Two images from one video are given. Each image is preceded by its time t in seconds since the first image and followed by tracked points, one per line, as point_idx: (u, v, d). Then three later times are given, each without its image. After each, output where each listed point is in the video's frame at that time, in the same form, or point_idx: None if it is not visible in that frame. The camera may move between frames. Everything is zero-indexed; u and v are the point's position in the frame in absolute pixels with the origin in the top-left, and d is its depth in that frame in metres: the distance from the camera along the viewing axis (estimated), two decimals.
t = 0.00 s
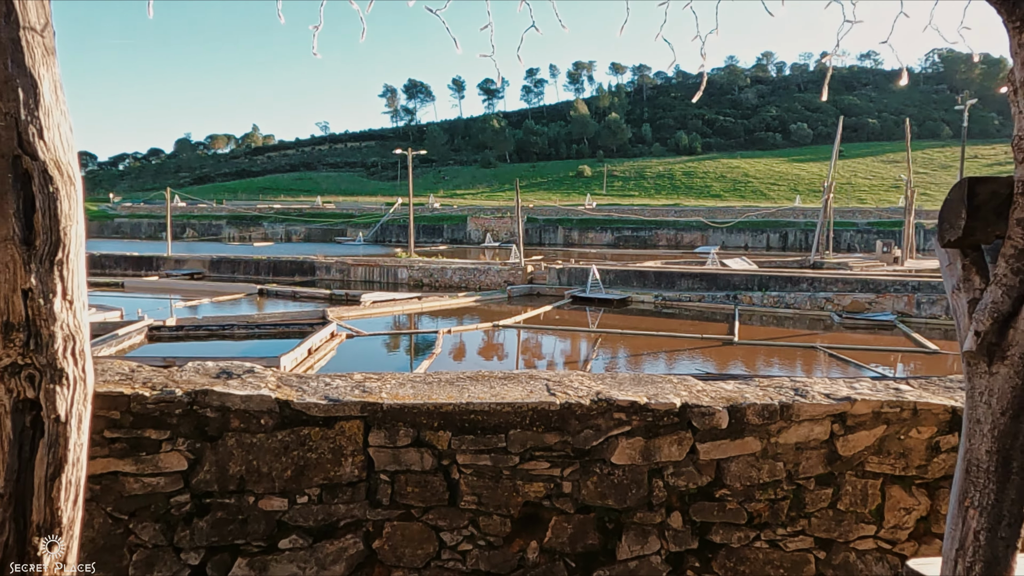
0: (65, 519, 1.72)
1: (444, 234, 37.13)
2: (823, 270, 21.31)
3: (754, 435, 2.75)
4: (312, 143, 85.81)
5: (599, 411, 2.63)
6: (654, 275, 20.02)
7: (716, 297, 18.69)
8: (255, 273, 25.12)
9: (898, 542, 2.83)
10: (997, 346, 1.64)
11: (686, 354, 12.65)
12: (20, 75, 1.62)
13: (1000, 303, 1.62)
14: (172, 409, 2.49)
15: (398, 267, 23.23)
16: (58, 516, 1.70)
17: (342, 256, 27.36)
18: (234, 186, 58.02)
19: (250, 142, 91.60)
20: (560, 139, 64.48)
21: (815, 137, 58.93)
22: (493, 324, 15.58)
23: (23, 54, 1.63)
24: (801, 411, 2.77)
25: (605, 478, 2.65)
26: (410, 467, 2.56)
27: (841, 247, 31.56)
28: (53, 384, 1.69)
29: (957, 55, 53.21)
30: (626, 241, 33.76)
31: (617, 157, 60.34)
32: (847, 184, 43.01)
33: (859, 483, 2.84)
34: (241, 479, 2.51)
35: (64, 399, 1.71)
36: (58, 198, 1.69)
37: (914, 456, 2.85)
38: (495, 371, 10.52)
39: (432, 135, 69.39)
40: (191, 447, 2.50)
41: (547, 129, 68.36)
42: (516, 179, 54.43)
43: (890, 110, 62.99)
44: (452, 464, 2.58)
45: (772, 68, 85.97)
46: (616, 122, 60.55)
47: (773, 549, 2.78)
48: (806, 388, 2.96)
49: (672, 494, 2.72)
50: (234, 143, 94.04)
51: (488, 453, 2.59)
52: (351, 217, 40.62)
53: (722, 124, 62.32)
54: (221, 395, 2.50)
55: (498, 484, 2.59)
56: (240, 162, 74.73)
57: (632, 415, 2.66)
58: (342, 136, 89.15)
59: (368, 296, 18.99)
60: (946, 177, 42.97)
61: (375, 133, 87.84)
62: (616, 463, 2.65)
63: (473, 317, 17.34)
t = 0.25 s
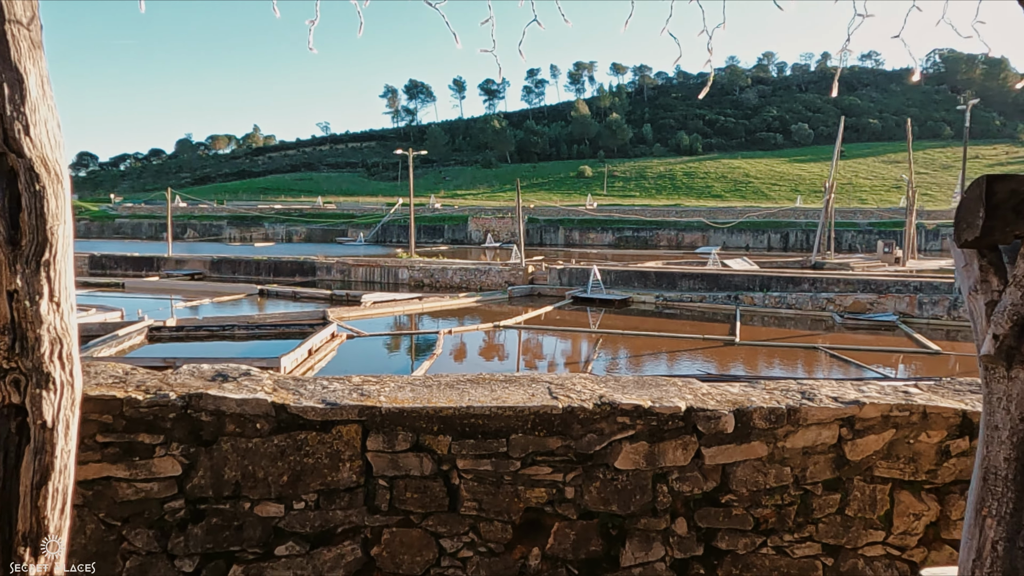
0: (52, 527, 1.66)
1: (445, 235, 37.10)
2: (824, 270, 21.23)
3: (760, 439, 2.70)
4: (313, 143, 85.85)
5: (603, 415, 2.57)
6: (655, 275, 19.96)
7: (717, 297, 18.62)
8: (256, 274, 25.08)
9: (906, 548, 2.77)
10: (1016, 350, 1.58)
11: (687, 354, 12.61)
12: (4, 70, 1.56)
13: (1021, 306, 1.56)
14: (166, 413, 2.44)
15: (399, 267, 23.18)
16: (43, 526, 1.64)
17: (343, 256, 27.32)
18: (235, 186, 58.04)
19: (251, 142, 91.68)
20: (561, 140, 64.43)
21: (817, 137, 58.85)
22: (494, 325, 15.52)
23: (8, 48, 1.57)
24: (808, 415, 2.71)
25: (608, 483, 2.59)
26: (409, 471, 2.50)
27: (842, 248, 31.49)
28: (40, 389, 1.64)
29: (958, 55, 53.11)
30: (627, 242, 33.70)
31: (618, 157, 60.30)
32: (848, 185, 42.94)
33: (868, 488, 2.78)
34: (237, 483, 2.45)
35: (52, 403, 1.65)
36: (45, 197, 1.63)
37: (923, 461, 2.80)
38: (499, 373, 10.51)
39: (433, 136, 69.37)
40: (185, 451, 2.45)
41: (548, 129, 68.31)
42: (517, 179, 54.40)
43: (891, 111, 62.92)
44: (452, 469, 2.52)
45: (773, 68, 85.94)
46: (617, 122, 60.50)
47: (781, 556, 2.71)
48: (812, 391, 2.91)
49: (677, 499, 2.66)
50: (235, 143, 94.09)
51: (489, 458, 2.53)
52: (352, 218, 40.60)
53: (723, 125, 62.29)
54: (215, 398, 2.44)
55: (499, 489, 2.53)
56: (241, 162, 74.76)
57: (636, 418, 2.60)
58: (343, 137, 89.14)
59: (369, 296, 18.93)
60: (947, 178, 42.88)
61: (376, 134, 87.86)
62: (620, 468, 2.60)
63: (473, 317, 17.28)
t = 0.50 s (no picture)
0: (38, 539, 1.61)
1: (446, 235, 37.07)
2: (826, 270, 21.18)
3: (768, 443, 2.64)
4: (314, 143, 85.88)
5: (606, 417, 2.52)
6: (657, 275, 19.91)
7: (719, 298, 18.58)
8: (257, 274, 25.04)
9: (915, 553, 2.71)
10: None
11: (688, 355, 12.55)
12: None
13: None
14: (161, 416, 2.39)
15: (400, 267, 23.13)
16: (30, 534, 1.59)
17: (344, 257, 27.29)
18: (236, 186, 58.05)
19: (253, 142, 91.78)
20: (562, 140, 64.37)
21: (818, 138, 58.78)
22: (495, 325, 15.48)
23: None
24: (816, 418, 2.66)
25: (612, 488, 2.54)
26: (409, 476, 2.45)
27: (844, 248, 31.43)
28: (27, 392, 1.59)
29: (960, 55, 53.00)
30: (628, 242, 33.63)
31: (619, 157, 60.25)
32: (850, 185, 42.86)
33: (877, 492, 2.73)
34: (233, 488, 2.40)
35: (39, 407, 1.61)
36: (33, 196, 1.59)
37: (933, 464, 2.74)
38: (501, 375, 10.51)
39: (434, 136, 69.36)
40: (181, 455, 2.40)
41: (549, 130, 68.26)
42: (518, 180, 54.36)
43: (893, 111, 62.80)
44: (453, 473, 2.47)
45: (774, 68, 85.87)
46: (618, 122, 60.46)
47: (787, 562, 2.66)
48: (819, 393, 2.86)
49: (682, 504, 2.61)
50: (236, 143, 94.43)
51: (491, 462, 2.48)
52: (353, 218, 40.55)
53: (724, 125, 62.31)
54: (211, 401, 2.39)
55: (501, 494, 2.48)
56: (242, 162, 74.83)
57: (640, 421, 2.55)
58: (344, 137, 89.16)
59: (370, 297, 18.89)
60: (949, 178, 42.78)
61: (377, 134, 87.92)
62: (623, 472, 2.55)
63: (474, 317, 17.23)
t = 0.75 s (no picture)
0: (28, 544, 1.56)
1: (447, 235, 37.05)
2: (828, 270, 21.13)
3: (775, 446, 2.59)
4: (315, 143, 85.88)
5: (611, 420, 2.47)
6: (658, 275, 19.85)
7: (720, 298, 18.53)
8: (258, 274, 25.00)
9: (925, 559, 2.65)
10: None
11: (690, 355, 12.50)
12: None
13: None
14: (155, 419, 2.34)
15: (401, 268, 23.08)
16: (19, 541, 1.55)
17: (344, 257, 27.26)
18: (236, 186, 58.05)
19: (254, 142, 91.82)
20: (563, 140, 64.32)
21: (819, 138, 58.70)
22: (495, 325, 15.44)
23: None
24: (825, 420, 2.60)
25: (616, 492, 2.49)
26: (409, 480, 2.40)
27: (845, 248, 31.36)
28: (15, 396, 1.54)
29: (961, 55, 52.92)
30: (629, 242, 33.57)
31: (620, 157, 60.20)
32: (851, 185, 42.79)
33: (886, 496, 2.67)
34: (229, 492, 2.35)
35: (28, 410, 1.57)
36: (21, 193, 1.53)
37: (942, 468, 2.69)
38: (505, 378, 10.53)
39: (435, 136, 69.34)
40: (176, 459, 2.35)
41: (550, 130, 68.21)
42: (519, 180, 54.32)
43: (894, 110, 62.71)
44: (454, 477, 2.42)
45: (776, 69, 85.84)
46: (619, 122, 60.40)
47: (794, 567, 2.60)
48: (828, 395, 2.81)
49: (687, 508, 2.56)
50: (237, 143, 94.47)
51: (493, 465, 2.42)
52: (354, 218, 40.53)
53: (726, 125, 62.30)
54: (207, 404, 2.34)
55: (503, 498, 2.43)
56: (243, 163, 74.84)
57: (645, 424, 2.50)
58: (344, 137, 89.11)
59: (371, 297, 18.85)
60: (950, 178, 42.71)
61: (378, 134, 87.93)
62: (628, 476, 2.49)
63: (475, 317, 17.18)
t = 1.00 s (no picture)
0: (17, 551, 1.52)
1: (448, 235, 37.00)
2: (830, 271, 21.06)
3: (783, 450, 2.54)
4: (317, 143, 85.89)
5: (615, 424, 2.42)
6: (659, 275, 19.79)
7: (722, 298, 18.46)
8: (259, 274, 24.96)
9: (936, 564, 2.59)
10: None
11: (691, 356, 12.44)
12: None
13: None
14: (150, 422, 2.29)
15: (402, 268, 23.03)
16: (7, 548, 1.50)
17: (345, 257, 27.22)
18: (238, 186, 58.04)
19: (255, 142, 91.88)
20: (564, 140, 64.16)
21: (821, 138, 58.59)
22: (496, 325, 15.39)
23: None
24: (834, 424, 2.55)
25: (621, 497, 2.43)
26: (408, 484, 2.34)
27: (846, 248, 31.28)
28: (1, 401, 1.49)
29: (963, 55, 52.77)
30: (630, 242, 33.51)
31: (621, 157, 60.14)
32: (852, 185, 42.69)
33: (897, 501, 2.62)
34: (226, 497, 2.30)
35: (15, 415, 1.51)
36: (9, 190, 1.48)
37: (955, 472, 2.63)
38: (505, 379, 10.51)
39: (436, 136, 69.32)
40: (171, 464, 2.29)
41: (551, 129, 68.16)
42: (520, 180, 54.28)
43: (895, 111, 62.60)
44: (455, 482, 2.36)
45: (777, 69, 85.72)
46: (620, 122, 60.35)
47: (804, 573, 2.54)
48: (836, 398, 2.75)
49: (693, 513, 2.50)
50: (239, 143, 94.50)
51: (495, 469, 2.37)
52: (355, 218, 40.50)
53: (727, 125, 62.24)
54: (202, 407, 2.29)
55: (505, 503, 2.37)
56: (244, 163, 74.85)
57: (651, 428, 2.44)
58: (346, 137, 89.11)
59: (372, 296, 18.81)
60: (952, 178, 42.60)
61: (379, 134, 87.94)
62: (633, 480, 2.44)
63: (477, 317, 17.14)
